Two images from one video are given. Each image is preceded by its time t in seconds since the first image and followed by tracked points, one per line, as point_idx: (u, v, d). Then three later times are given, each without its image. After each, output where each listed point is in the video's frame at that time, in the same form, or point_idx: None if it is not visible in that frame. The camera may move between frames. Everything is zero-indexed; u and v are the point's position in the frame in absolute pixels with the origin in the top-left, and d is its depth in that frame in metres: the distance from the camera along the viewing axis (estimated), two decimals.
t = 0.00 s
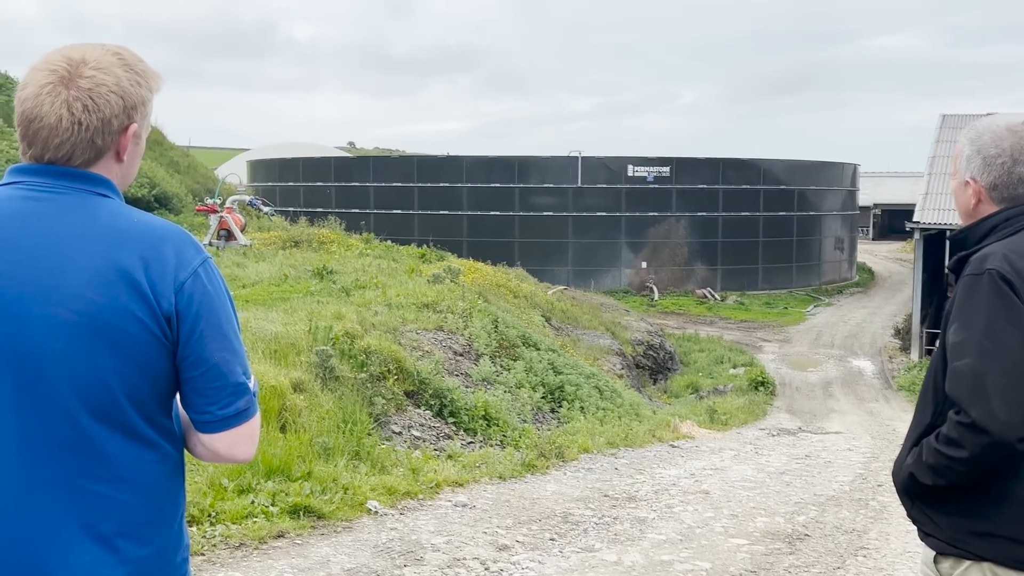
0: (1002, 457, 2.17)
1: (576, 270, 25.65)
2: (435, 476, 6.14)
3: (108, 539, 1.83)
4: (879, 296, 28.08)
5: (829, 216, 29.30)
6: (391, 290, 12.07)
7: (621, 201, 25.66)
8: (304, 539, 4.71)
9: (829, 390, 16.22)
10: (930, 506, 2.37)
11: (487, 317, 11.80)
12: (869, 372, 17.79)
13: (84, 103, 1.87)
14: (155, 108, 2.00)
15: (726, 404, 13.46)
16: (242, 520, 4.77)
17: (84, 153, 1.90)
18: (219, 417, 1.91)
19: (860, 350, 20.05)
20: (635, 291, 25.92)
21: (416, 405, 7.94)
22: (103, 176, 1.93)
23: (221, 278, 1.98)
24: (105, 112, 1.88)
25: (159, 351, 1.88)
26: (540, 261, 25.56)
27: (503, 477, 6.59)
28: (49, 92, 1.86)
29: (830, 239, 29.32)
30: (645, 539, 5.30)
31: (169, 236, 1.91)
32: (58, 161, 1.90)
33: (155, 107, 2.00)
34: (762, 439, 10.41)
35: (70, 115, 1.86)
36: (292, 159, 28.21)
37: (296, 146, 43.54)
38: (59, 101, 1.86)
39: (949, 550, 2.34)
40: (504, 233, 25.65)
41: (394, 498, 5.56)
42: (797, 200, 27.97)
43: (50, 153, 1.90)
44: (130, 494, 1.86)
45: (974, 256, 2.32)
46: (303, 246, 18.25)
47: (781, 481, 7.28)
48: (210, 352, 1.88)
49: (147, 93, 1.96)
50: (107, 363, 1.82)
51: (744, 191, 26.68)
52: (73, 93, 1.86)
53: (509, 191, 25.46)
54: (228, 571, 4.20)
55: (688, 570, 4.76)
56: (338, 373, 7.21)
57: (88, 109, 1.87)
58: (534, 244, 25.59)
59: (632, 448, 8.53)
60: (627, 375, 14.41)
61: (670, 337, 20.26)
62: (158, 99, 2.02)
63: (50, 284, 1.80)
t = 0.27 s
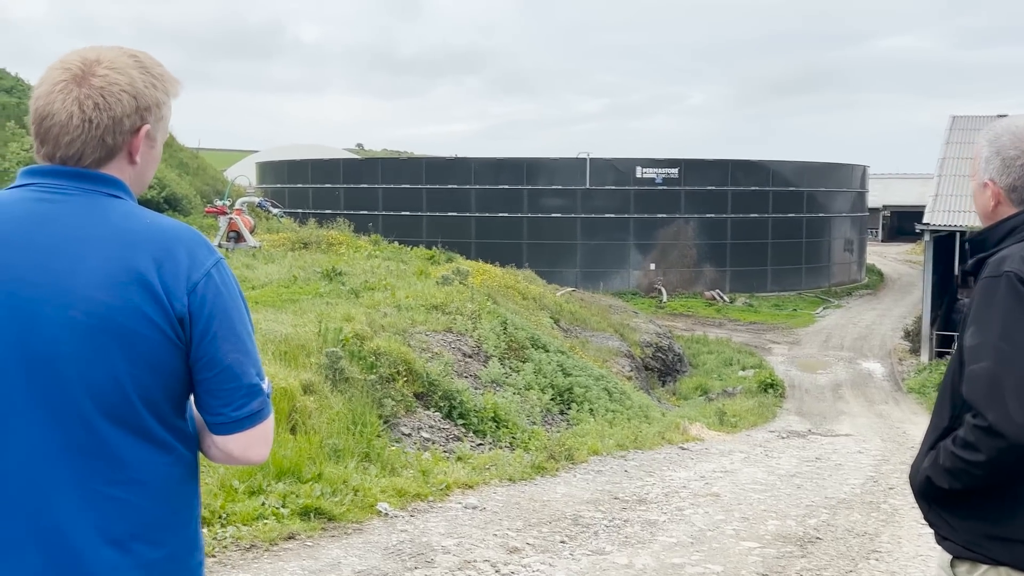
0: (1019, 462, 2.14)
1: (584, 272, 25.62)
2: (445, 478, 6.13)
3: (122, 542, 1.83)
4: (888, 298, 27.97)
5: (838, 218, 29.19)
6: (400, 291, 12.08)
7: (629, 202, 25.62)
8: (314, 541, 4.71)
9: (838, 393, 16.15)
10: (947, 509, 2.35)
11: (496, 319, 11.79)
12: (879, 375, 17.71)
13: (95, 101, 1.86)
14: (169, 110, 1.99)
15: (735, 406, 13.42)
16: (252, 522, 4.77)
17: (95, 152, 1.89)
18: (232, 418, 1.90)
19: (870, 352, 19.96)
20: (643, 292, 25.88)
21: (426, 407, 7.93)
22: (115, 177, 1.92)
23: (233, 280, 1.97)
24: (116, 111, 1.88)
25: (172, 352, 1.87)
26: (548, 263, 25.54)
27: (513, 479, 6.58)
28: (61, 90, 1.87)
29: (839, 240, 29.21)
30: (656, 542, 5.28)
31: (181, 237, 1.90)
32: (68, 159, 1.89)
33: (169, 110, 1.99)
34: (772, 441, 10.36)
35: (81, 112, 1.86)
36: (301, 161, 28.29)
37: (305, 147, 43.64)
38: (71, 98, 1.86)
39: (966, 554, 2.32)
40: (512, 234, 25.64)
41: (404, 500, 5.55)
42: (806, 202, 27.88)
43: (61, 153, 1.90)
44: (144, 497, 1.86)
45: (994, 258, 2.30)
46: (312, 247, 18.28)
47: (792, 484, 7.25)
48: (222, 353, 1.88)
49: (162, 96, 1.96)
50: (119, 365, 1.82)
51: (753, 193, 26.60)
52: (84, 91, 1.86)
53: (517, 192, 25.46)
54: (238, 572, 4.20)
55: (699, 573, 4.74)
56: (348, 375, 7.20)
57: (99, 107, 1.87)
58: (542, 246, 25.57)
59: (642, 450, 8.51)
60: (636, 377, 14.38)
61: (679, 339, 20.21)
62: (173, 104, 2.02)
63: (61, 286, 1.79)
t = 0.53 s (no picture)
0: None
1: (594, 273, 25.59)
2: (457, 479, 6.13)
3: (137, 543, 1.82)
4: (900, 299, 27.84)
5: (849, 218, 29.07)
6: (411, 292, 12.09)
7: (639, 203, 25.58)
8: (327, 542, 4.70)
9: (849, 394, 16.07)
10: (973, 514, 2.33)
11: (506, 320, 11.78)
12: (890, 376, 17.62)
13: (113, 104, 1.86)
14: (188, 112, 1.99)
15: (746, 407, 13.38)
16: (265, 523, 4.77)
17: (113, 154, 1.89)
18: (245, 421, 1.89)
19: (881, 354, 19.86)
20: (653, 293, 25.83)
21: (437, 407, 7.92)
22: (133, 180, 1.92)
23: (249, 280, 1.96)
24: (135, 114, 1.87)
25: (187, 353, 1.86)
26: (558, 263, 25.51)
27: (525, 480, 6.57)
28: (79, 93, 1.86)
29: (850, 241, 29.09)
30: (669, 544, 5.26)
31: (196, 239, 1.89)
32: (87, 162, 1.89)
33: (187, 111, 1.99)
34: (783, 443, 10.31)
35: (99, 115, 1.86)
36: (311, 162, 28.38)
37: (315, 148, 43.76)
38: (89, 100, 1.85)
39: (992, 559, 2.30)
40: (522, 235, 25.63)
41: (416, 501, 5.54)
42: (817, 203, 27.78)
43: (78, 154, 1.89)
44: (159, 498, 1.86)
45: None
46: (323, 248, 18.31)
47: (805, 486, 7.21)
48: (236, 355, 1.87)
49: (179, 98, 1.95)
50: (134, 364, 1.81)
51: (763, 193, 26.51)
52: (102, 93, 1.85)
53: (527, 193, 25.44)
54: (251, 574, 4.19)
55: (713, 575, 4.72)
56: (359, 376, 7.19)
57: (118, 110, 1.86)
58: (552, 246, 25.54)
59: (653, 452, 8.48)
60: (646, 378, 14.34)
61: (689, 340, 20.15)
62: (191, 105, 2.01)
63: (76, 286, 1.78)
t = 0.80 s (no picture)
0: None
1: (605, 273, 25.55)
2: (468, 479, 6.13)
3: (155, 546, 1.82)
4: (912, 299, 27.70)
5: (861, 219, 28.93)
6: (422, 292, 12.11)
7: (650, 203, 25.53)
8: (339, 542, 4.71)
9: (861, 395, 16.00)
10: (996, 519, 2.32)
11: (517, 321, 11.78)
12: (903, 377, 17.53)
13: (132, 109, 1.87)
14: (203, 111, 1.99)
15: (758, 408, 13.36)
16: (277, 523, 4.78)
17: (132, 158, 1.90)
18: (258, 425, 1.88)
19: (893, 355, 19.76)
20: (664, 294, 25.77)
21: (448, 408, 7.93)
22: (151, 183, 1.93)
23: (266, 284, 1.96)
24: (153, 117, 1.89)
25: (203, 356, 1.87)
26: (568, 264, 25.48)
27: (536, 481, 6.57)
28: (98, 97, 1.87)
29: (862, 242, 28.96)
30: (681, 545, 5.24)
31: (213, 242, 1.90)
32: (105, 165, 1.90)
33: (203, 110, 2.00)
34: (795, 444, 10.27)
35: (118, 120, 1.87)
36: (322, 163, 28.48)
37: (326, 148, 43.89)
38: (107, 105, 1.86)
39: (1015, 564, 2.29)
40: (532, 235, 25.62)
41: (427, 502, 5.55)
42: (828, 203, 27.66)
43: (97, 159, 1.90)
44: (176, 500, 1.86)
45: None
46: (334, 249, 18.35)
47: (817, 488, 7.17)
48: (251, 359, 1.87)
49: (195, 99, 1.97)
50: (150, 366, 1.81)
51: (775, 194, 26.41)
52: (121, 98, 1.86)
53: (537, 194, 25.43)
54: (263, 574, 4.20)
55: None
56: (370, 376, 7.20)
57: (136, 114, 1.87)
58: (563, 247, 25.51)
59: (665, 453, 8.47)
60: (657, 379, 14.31)
61: (700, 340, 20.09)
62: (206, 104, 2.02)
63: (94, 289, 1.78)
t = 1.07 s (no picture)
0: None
1: (615, 273, 25.51)
2: (478, 480, 6.13)
3: (170, 547, 1.83)
4: (924, 300, 27.54)
5: (873, 219, 28.79)
6: (432, 292, 12.13)
7: (660, 204, 25.49)
8: (349, 542, 4.72)
9: (873, 396, 15.93)
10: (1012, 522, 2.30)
11: (527, 321, 11.76)
12: (915, 378, 17.42)
13: (147, 109, 1.87)
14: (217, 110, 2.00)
15: (769, 409, 13.31)
16: (288, 523, 4.78)
17: (147, 158, 1.91)
18: (275, 425, 1.90)
19: (905, 355, 19.66)
20: (674, 294, 25.71)
21: (458, 408, 7.93)
22: (166, 182, 1.94)
23: (280, 285, 1.97)
24: (167, 117, 1.89)
25: (218, 357, 1.87)
26: (579, 264, 25.46)
27: (546, 481, 6.56)
28: (113, 97, 1.87)
29: (874, 242, 28.81)
30: (691, 546, 5.23)
31: (228, 242, 1.90)
32: (120, 164, 1.90)
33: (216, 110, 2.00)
34: (806, 445, 10.21)
35: (133, 120, 1.87)
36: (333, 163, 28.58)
37: (336, 149, 44.02)
38: (122, 105, 1.87)
39: None
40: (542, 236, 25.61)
41: (438, 502, 5.55)
42: (840, 203, 27.54)
43: (111, 159, 1.90)
44: (191, 502, 1.87)
45: None
46: (344, 249, 18.39)
47: (828, 489, 7.14)
48: (267, 359, 1.88)
49: (209, 99, 1.97)
50: (166, 367, 1.82)
51: (785, 194, 26.32)
52: (135, 98, 1.87)
53: (547, 194, 25.42)
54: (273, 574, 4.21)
55: None
56: (380, 376, 7.20)
57: (152, 114, 1.88)
58: (573, 247, 25.48)
59: (675, 454, 8.45)
60: (668, 380, 14.28)
61: (711, 341, 20.02)
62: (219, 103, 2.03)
63: (110, 291, 1.79)
